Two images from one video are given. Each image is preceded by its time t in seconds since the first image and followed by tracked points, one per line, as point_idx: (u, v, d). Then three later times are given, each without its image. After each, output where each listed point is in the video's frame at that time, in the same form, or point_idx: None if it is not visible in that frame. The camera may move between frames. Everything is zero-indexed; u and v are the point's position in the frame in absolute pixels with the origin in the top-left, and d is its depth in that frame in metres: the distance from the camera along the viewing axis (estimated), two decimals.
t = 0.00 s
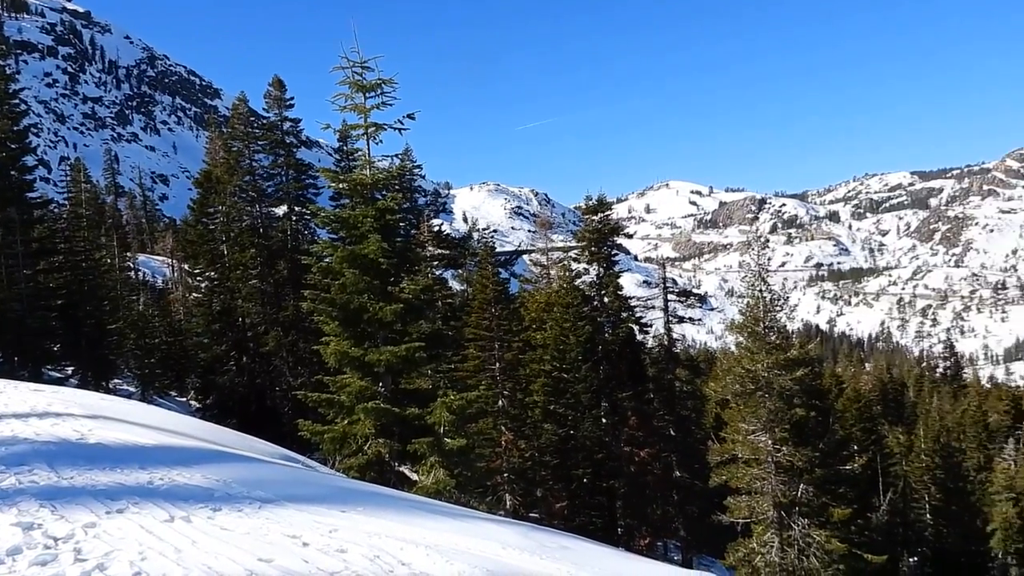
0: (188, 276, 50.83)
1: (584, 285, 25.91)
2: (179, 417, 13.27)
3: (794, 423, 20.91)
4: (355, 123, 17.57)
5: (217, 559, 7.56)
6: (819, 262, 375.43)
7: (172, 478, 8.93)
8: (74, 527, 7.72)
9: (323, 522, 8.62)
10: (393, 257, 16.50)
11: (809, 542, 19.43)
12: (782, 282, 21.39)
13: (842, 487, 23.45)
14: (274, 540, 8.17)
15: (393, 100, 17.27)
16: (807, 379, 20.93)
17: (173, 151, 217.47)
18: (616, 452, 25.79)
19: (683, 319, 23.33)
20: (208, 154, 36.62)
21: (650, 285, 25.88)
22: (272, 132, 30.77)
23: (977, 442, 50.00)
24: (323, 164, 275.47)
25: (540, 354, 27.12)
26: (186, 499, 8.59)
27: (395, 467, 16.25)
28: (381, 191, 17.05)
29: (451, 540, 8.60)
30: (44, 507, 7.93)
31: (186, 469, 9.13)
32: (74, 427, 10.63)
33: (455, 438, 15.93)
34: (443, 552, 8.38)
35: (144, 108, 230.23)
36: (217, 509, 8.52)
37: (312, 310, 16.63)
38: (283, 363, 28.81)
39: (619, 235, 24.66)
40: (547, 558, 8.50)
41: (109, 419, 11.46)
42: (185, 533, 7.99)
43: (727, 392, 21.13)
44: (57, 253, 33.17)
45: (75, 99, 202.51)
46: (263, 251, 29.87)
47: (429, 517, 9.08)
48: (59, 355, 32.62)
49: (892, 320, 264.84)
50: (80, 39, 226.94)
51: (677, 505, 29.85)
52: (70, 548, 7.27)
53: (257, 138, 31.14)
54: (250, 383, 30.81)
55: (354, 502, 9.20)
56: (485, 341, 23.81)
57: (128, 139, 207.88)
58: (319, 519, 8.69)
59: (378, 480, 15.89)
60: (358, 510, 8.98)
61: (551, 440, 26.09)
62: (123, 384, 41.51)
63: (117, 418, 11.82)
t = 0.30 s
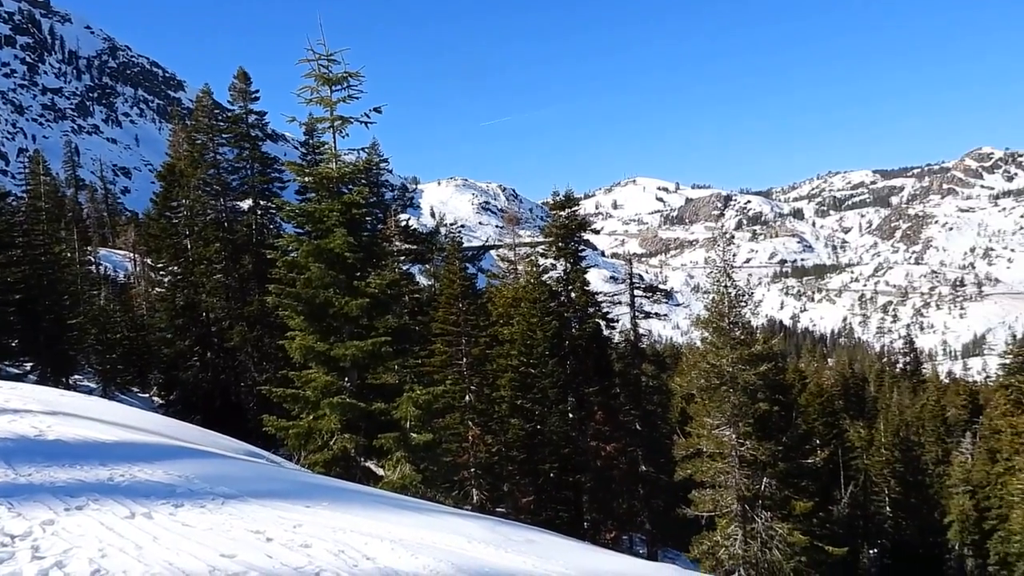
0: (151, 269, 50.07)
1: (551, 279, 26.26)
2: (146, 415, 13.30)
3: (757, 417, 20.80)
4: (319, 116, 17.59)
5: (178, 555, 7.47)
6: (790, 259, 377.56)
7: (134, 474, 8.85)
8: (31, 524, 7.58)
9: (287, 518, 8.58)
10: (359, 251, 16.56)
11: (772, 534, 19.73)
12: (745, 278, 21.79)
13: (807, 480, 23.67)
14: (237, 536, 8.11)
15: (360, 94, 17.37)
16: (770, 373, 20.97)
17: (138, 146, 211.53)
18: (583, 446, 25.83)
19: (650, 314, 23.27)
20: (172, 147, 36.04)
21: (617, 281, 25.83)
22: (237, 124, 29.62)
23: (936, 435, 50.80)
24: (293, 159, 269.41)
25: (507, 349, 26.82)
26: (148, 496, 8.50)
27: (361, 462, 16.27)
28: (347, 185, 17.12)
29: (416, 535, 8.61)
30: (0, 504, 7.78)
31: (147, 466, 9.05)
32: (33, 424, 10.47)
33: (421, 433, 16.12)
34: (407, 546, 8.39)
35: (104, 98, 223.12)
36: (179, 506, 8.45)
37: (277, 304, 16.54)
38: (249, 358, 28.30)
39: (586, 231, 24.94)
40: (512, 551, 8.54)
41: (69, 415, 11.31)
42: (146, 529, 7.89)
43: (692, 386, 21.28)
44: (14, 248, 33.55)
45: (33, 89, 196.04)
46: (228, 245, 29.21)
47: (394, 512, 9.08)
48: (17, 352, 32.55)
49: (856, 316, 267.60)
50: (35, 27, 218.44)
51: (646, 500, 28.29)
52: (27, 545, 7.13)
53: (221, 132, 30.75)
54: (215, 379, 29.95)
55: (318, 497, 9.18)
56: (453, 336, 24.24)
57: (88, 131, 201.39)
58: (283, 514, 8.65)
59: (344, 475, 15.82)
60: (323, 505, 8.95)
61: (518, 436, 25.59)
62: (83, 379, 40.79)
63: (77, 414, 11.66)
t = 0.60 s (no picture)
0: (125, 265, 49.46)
1: (529, 275, 25.77)
2: (121, 412, 13.30)
3: (733, 412, 21.10)
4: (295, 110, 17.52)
5: (153, 552, 7.39)
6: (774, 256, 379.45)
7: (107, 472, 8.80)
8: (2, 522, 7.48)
9: (263, 514, 8.57)
10: (336, 247, 16.49)
11: (748, 528, 19.93)
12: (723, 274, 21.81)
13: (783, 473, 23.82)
14: (212, 532, 8.07)
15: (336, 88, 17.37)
16: (747, 369, 21.18)
17: (111, 138, 207.52)
18: (561, 442, 25.78)
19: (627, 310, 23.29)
20: (146, 141, 35.59)
21: (595, 277, 25.89)
22: (213, 118, 31.23)
23: (909, 429, 51.21)
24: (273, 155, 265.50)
25: (486, 345, 27.20)
26: (122, 493, 8.45)
27: (338, 458, 16.30)
28: (324, 180, 17.05)
29: (393, 530, 8.61)
30: None
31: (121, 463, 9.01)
32: (4, 422, 10.37)
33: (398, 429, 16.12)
34: (385, 542, 8.39)
35: (78, 92, 219.00)
36: (154, 503, 8.40)
37: (253, 299, 16.23)
38: (224, 354, 29.33)
39: (563, 226, 24.69)
40: (489, 545, 8.55)
41: (40, 413, 11.21)
42: (121, 527, 7.79)
43: (669, 381, 21.32)
44: None
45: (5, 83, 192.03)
46: (203, 240, 29.38)
47: (370, 507, 9.10)
48: None
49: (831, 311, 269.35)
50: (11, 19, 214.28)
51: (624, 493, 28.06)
52: None
53: (196, 126, 31.33)
54: (190, 376, 29.25)
55: (295, 493, 9.18)
56: (430, 332, 23.78)
57: (63, 125, 198.74)
58: (259, 511, 8.63)
59: (321, 471, 15.84)
60: (298, 502, 8.96)
61: (497, 431, 25.83)
62: (55, 376, 40.22)
63: (51, 412, 11.60)
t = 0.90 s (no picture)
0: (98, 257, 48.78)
1: (508, 269, 25.35)
2: (87, 406, 13.11)
3: (709, 406, 21.21)
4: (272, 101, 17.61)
5: (124, 546, 7.33)
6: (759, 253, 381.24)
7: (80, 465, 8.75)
8: None
9: (237, 508, 8.56)
10: (313, 239, 16.45)
11: (722, 520, 20.07)
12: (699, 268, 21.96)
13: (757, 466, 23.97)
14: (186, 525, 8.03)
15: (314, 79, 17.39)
16: (722, 363, 21.33)
17: (83, 129, 203.28)
18: (538, 435, 24.87)
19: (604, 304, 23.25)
20: (120, 131, 35.13)
21: (572, 271, 26.04)
22: (188, 109, 30.01)
23: (881, 423, 51.67)
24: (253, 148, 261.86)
25: (463, 339, 27.16)
26: (94, 487, 8.39)
27: (314, 452, 16.25)
28: (300, 172, 17.02)
29: (369, 523, 8.64)
30: None
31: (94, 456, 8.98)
32: None
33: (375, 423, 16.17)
34: (360, 535, 8.42)
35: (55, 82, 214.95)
36: (127, 496, 8.36)
37: (229, 292, 16.31)
38: (200, 347, 28.56)
39: (542, 219, 24.10)
40: (464, 538, 8.58)
41: (9, 407, 11.09)
42: (92, 521, 7.72)
43: (646, 375, 21.35)
44: None
45: None
46: (179, 233, 29.30)
47: (345, 500, 9.14)
48: None
49: (803, 306, 269.28)
50: None
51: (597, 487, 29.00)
52: None
53: (173, 117, 30.09)
54: (166, 370, 29.15)
55: (269, 487, 9.20)
56: (408, 325, 23.63)
57: (37, 116, 195.12)
58: (233, 505, 8.62)
59: (297, 466, 15.72)
60: (273, 495, 8.99)
61: (474, 424, 25.88)
62: (26, 369, 39.61)
63: (22, 405, 11.52)
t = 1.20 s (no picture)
0: (70, 245, 48.22)
1: (484, 262, 26.11)
2: (50, 396, 12.90)
3: (683, 399, 21.27)
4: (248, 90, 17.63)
5: (93, 537, 7.25)
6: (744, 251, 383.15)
7: (49, 456, 8.68)
8: None
9: (208, 499, 8.54)
10: (288, 230, 16.43)
11: (695, 513, 20.16)
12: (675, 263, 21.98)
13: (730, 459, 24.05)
14: (155, 516, 7.96)
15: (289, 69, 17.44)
16: (696, 356, 21.46)
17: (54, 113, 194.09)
18: (513, 428, 25.47)
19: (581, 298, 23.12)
20: (92, 119, 34.71)
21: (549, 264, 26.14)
22: (163, 97, 29.82)
23: (853, 417, 52.12)
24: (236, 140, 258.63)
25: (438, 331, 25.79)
26: (63, 478, 8.32)
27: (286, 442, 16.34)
28: (276, 161, 17.04)
29: (340, 514, 8.66)
30: None
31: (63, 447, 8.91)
32: None
33: (348, 414, 16.20)
34: (331, 525, 8.44)
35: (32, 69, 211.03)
36: (97, 487, 8.30)
37: (202, 282, 16.26)
38: (173, 339, 28.05)
39: (518, 212, 24.87)
40: (436, 529, 8.62)
41: None
42: (60, 511, 7.63)
43: (621, 368, 21.42)
44: None
45: None
46: (151, 223, 28.28)
47: (317, 492, 9.17)
48: None
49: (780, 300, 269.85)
50: None
51: (574, 480, 27.83)
52: None
53: (146, 104, 30.16)
54: (138, 360, 29.39)
55: (241, 479, 9.20)
56: (383, 317, 23.12)
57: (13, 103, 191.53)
58: (204, 496, 8.60)
59: (270, 457, 15.64)
60: (245, 487, 8.99)
61: (449, 417, 24.62)
62: None
63: None
